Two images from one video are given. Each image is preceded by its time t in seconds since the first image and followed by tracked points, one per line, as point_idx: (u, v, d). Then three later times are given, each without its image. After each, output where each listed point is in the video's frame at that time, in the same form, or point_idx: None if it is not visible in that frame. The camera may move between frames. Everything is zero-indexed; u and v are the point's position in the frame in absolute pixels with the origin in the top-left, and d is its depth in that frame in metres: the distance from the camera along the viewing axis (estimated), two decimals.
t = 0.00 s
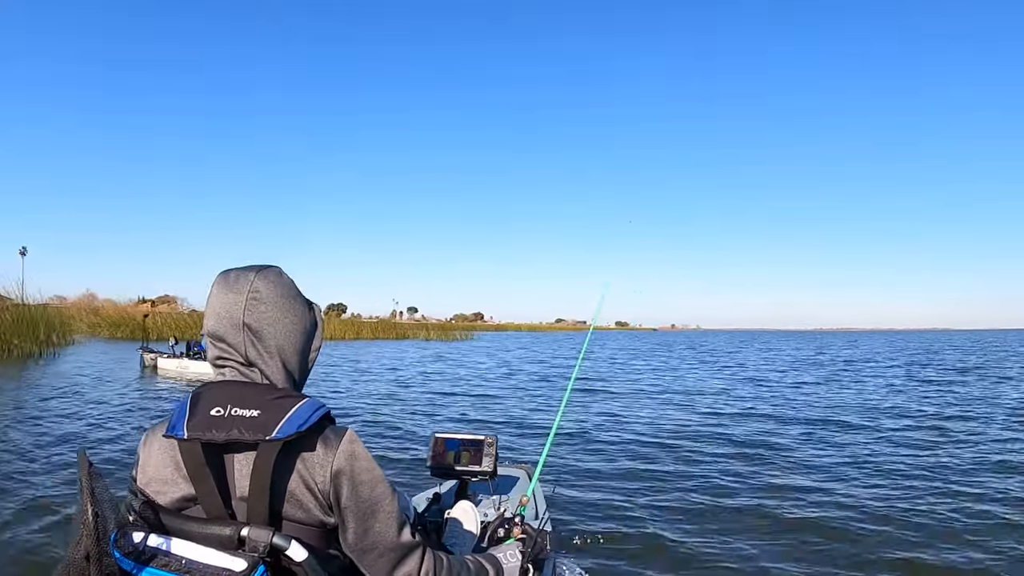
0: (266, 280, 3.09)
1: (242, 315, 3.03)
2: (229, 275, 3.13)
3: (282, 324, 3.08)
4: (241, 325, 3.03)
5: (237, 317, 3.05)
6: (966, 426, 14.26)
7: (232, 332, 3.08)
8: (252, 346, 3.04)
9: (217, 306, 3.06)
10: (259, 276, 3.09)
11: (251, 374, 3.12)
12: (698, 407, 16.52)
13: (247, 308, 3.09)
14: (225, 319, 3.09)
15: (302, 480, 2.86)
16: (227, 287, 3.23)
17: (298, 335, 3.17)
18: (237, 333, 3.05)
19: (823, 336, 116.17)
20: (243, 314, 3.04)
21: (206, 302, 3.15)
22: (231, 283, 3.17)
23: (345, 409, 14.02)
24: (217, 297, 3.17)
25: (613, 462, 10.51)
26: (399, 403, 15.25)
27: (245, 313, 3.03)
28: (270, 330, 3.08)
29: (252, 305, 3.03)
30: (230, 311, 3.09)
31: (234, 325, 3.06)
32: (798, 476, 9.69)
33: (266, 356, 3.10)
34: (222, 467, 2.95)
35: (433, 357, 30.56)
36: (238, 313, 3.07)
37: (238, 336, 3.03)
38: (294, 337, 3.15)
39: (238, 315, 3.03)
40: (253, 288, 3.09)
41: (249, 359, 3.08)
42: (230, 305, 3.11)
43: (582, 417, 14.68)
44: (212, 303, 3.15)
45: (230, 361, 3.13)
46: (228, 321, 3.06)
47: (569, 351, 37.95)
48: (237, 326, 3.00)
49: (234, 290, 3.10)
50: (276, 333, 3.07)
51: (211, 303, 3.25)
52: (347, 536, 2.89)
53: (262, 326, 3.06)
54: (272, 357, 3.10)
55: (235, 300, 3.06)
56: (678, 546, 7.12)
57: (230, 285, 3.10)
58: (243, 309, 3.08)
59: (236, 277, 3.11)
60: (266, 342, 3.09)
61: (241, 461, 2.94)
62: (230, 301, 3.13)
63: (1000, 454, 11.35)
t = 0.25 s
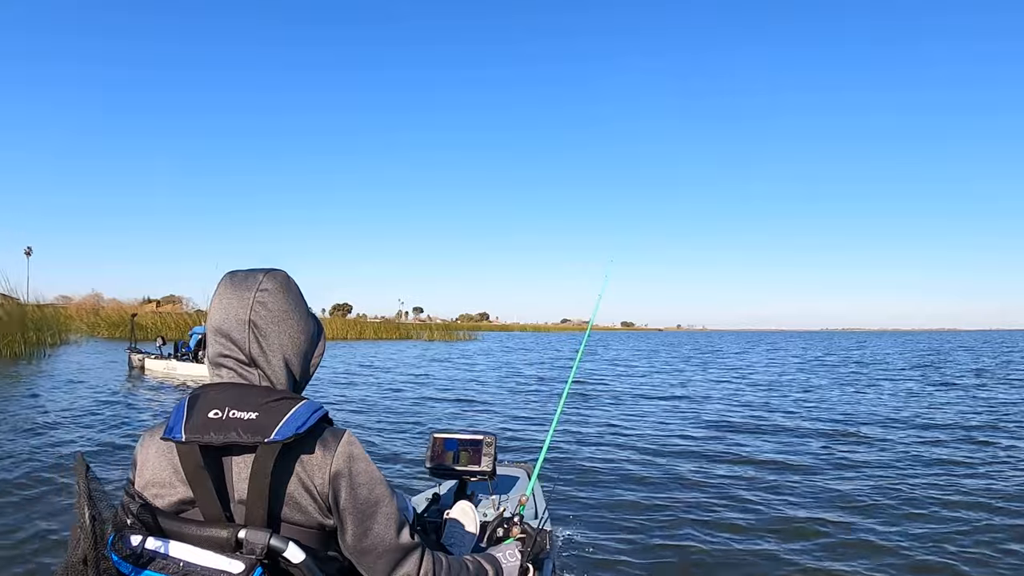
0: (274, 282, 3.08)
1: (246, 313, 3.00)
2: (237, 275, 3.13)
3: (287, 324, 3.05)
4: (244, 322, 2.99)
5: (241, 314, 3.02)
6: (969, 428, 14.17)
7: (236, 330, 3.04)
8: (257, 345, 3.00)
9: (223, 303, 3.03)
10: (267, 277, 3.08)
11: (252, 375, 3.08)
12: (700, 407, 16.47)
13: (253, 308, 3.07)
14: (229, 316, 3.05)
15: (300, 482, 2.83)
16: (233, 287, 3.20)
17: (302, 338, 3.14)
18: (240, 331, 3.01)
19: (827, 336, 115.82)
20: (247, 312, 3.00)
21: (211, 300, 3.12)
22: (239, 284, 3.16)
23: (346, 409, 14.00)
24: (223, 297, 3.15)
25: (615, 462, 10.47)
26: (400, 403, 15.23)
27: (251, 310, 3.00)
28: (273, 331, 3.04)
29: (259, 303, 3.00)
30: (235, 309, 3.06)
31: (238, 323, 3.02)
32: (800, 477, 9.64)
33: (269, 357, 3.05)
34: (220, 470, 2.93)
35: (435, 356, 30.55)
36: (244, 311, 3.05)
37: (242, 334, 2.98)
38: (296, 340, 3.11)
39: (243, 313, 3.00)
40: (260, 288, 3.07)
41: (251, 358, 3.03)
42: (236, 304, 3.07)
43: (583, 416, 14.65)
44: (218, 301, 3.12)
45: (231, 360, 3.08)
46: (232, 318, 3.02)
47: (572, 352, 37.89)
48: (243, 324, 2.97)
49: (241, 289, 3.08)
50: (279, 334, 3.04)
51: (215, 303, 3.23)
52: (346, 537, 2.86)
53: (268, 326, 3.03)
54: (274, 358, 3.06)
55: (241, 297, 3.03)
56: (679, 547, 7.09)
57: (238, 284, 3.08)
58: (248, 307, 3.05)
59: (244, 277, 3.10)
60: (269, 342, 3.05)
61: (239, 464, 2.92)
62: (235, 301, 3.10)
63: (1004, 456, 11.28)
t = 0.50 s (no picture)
0: (285, 286, 3.01)
1: (256, 316, 2.92)
2: (248, 278, 3.05)
3: (296, 330, 2.98)
4: (253, 327, 2.92)
5: (251, 318, 2.94)
6: (977, 423, 14.04)
7: (244, 333, 2.96)
8: (264, 349, 2.93)
9: (233, 306, 2.96)
10: (278, 281, 3.01)
11: (258, 379, 3.00)
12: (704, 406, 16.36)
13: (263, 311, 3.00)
14: (237, 319, 2.98)
15: (304, 487, 2.77)
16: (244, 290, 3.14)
17: (310, 344, 3.07)
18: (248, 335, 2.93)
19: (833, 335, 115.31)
20: (257, 316, 2.93)
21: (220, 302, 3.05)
22: (249, 286, 3.09)
23: (348, 410, 13.95)
24: (232, 299, 3.08)
25: (619, 460, 10.40)
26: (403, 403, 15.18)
27: (260, 315, 2.93)
28: (282, 336, 2.97)
29: (269, 308, 2.93)
30: (244, 312, 2.99)
31: (246, 326, 2.95)
32: (806, 474, 9.55)
33: (276, 361, 2.98)
34: (225, 474, 2.87)
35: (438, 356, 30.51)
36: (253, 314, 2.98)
37: (250, 337, 2.92)
38: (305, 345, 3.04)
39: (252, 316, 2.93)
40: (270, 292, 3.00)
41: (258, 363, 2.96)
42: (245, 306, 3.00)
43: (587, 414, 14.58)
44: (227, 303, 3.05)
45: (238, 363, 3.01)
46: (242, 321, 2.95)
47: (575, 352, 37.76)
48: (251, 328, 2.90)
49: (251, 291, 3.01)
50: (288, 339, 2.97)
51: (224, 306, 3.16)
52: (350, 542, 2.80)
53: (276, 331, 2.96)
54: (282, 363, 2.99)
55: (251, 301, 2.96)
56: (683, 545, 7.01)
57: (248, 287, 3.01)
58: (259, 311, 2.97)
59: (255, 280, 3.03)
60: (277, 347, 2.98)
61: (243, 468, 2.86)
62: (245, 304, 3.03)
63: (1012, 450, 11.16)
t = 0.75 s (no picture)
0: (288, 287, 2.98)
1: (260, 318, 2.89)
2: (250, 278, 3.02)
3: (301, 331, 2.95)
4: (257, 328, 2.89)
5: (255, 319, 2.91)
6: (986, 427, 13.91)
7: (248, 335, 2.93)
8: (268, 350, 2.90)
9: (236, 307, 2.92)
10: (282, 283, 2.98)
11: (261, 381, 2.97)
12: (711, 407, 16.28)
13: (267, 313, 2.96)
14: (241, 321, 2.94)
15: (308, 488, 2.74)
16: (245, 291, 3.11)
17: (314, 345, 3.04)
18: (252, 337, 2.90)
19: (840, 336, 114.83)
20: (261, 318, 2.90)
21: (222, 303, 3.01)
22: (251, 288, 3.05)
23: (352, 410, 13.93)
24: (233, 301, 3.05)
25: (624, 461, 10.35)
26: (407, 403, 15.16)
27: (264, 316, 2.89)
28: (286, 338, 2.94)
29: (273, 308, 2.90)
30: (247, 313, 2.95)
31: (250, 328, 2.92)
32: (813, 477, 9.48)
33: (280, 363, 2.95)
34: (229, 476, 2.83)
35: (442, 356, 30.48)
36: (257, 316, 2.94)
37: (254, 338, 2.89)
38: (308, 347, 3.01)
39: (256, 318, 2.89)
40: (274, 293, 2.97)
41: (261, 363, 2.93)
42: (248, 307, 2.97)
43: (593, 416, 14.53)
44: (229, 305, 3.01)
45: (240, 365, 2.97)
46: (245, 323, 2.91)
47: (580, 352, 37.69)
48: (254, 328, 2.87)
49: (254, 293, 2.97)
50: (292, 341, 2.94)
51: (226, 307, 3.13)
52: (354, 543, 2.77)
53: (280, 331, 2.93)
54: (285, 364, 2.96)
55: (255, 302, 2.92)
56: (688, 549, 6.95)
57: (251, 288, 2.97)
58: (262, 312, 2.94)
59: (258, 281, 2.99)
60: (281, 348, 2.94)
61: (248, 470, 2.82)
62: (247, 305, 2.99)
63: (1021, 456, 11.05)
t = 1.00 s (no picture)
0: (280, 285, 3.02)
1: (253, 315, 2.93)
2: (242, 277, 3.06)
3: (293, 328, 2.99)
4: (250, 326, 2.93)
5: (248, 317, 2.95)
6: (988, 427, 13.87)
7: (241, 333, 2.97)
8: (262, 347, 2.94)
9: (228, 306, 2.96)
10: (273, 280, 3.02)
11: (256, 378, 3.01)
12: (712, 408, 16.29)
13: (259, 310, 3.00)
14: (233, 319, 2.98)
15: (304, 485, 2.79)
16: (237, 290, 3.14)
17: (307, 341, 3.09)
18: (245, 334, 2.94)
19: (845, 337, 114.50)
20: (254, 315, 2.94)
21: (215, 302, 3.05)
22: (244, 286, 3.09)
23: (353, 410, 13.97)
24: (226, 300, 3.08)
25: (624, 462, 10.38)
26: (409, 403, 15.20)
27: (257, 314, 2.93)
28: (279, 335, 2.98)
29: (265, 306, 2.94)
30: (240, 311, 2.99)
31: (244, 326, 2.96)
32: (813, 477, 9.48)
33: (273, 360, 2.99)
34: (225, 474, 2.87)
35: (445, 356, 30.50)
36: (250, 314, 2.98)
37: (248, 336, 2.93)
38: (301, 343, 3.06)
39: (248, 316, 2.93)
40: (265, 290, 3.01)
41: (256, 361, 2.97)
42: (241, 306, 3.01)
43: (594, 416, 14.55)
44: (221, 304, 3.05)
45: (235, 363, 3.02)
46: (238, 321, 2.95)
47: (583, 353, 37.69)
48: (247, 327, 2.91)
49: (246, 291, 3.01)
50: (285, 338, 2.98)
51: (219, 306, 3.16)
52: (349, 540, 2.82)
53: (273, 328, 2.97)
54: (280, 361, 3.01)
55: (247, 300, 2.96)
56: (685, 550, 6.99)
57: (242, 286, 3.01)
58: (255, 309, 2.98)
59: (249, 279, 3.03)
60: (274, 345, 2.99)
61: (243, 467, 2.86)
62: (240, 303, 3.03)
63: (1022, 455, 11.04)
